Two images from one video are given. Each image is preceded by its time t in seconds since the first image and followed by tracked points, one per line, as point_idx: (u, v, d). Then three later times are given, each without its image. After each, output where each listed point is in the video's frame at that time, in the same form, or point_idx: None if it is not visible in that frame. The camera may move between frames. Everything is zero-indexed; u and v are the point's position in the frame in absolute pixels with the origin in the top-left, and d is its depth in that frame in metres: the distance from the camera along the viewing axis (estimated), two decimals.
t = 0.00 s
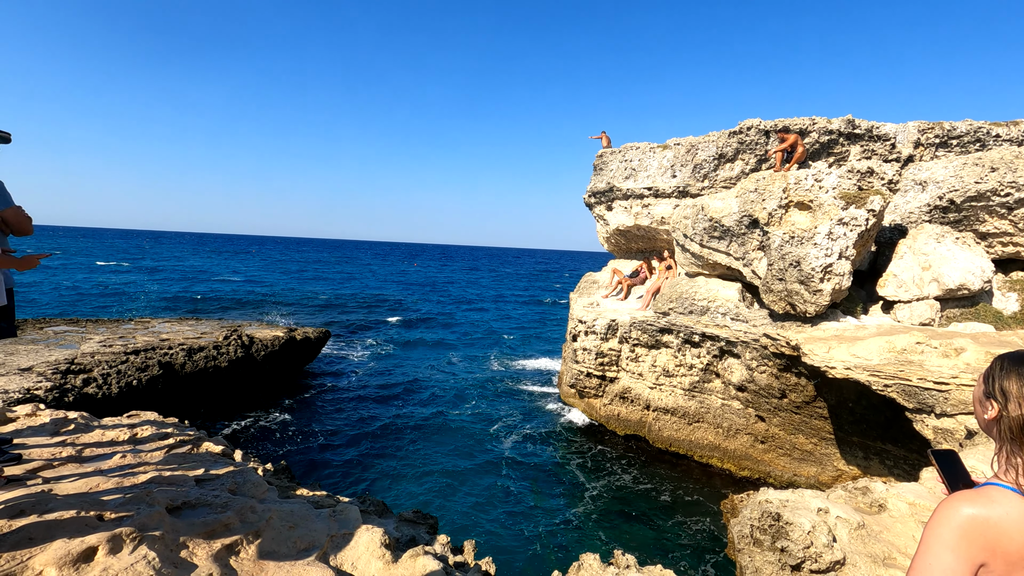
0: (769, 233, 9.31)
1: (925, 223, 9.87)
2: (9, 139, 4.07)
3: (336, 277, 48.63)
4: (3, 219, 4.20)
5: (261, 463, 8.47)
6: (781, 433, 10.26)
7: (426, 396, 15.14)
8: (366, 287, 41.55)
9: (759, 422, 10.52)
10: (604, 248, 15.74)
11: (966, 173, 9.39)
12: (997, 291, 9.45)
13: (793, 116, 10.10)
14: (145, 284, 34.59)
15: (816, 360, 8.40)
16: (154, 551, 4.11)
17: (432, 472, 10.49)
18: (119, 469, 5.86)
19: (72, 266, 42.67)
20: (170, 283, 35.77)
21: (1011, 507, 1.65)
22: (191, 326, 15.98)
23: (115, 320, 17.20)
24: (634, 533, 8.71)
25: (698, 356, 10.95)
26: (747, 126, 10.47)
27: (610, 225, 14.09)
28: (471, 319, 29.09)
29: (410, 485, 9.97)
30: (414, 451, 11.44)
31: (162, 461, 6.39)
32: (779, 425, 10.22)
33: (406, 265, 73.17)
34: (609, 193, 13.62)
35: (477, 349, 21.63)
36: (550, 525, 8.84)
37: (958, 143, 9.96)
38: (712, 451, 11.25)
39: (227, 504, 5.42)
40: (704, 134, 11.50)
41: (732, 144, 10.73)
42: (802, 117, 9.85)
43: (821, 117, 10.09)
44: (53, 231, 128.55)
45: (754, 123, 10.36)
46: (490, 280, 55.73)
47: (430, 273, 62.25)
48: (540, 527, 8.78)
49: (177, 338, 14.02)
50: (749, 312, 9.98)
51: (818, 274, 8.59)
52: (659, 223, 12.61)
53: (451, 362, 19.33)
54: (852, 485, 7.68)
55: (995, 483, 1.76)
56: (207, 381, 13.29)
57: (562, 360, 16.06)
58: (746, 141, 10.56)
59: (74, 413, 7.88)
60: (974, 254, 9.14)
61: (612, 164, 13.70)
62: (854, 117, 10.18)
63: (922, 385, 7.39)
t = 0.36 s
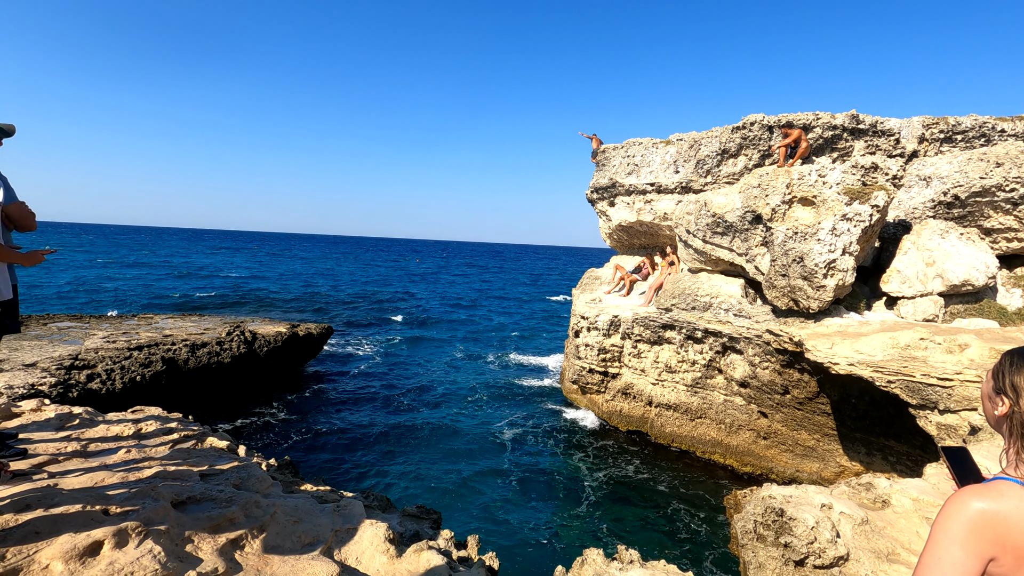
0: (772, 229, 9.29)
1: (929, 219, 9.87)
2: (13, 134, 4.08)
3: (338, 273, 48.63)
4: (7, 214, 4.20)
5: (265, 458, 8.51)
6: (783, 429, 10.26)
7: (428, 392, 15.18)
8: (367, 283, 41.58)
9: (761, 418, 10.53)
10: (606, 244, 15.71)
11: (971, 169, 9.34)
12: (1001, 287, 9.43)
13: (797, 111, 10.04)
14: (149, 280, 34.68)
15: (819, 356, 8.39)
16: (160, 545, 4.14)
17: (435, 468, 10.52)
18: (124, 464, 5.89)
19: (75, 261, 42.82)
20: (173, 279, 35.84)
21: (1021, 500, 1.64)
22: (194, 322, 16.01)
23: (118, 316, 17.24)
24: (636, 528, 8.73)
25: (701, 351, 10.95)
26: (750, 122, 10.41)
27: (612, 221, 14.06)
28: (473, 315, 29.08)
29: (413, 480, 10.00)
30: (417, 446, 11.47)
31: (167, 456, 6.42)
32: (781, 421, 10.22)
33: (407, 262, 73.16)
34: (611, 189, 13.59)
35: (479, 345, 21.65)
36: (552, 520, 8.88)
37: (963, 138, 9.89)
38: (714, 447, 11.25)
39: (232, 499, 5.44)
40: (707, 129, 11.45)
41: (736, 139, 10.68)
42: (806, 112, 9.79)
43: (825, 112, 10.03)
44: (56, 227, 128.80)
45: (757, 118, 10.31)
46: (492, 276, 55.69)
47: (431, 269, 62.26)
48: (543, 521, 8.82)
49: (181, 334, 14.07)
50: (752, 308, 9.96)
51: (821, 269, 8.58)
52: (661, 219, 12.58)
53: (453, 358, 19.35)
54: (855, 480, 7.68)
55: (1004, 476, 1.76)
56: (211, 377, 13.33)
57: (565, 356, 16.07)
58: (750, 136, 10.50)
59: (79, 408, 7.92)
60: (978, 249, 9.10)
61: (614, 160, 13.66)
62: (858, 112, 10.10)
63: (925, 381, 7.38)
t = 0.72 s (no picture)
0: (775, 225, 9.24)
1: (933, 214, 9.81)
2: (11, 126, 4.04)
3: (339, 270, 48.60)
4: (7, 208, 4.17)
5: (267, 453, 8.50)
6: (786, 425, 10.24)
7: (430, 387, 15.16)
8: (369, 279, 41.54)
9: (763, 414, 10.51)
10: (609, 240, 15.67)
11: (976, 163, 9.27)
12: (1006, 283, 9.42)
13: (800, 106, 9.98)
14: (150, 276, 34.67)
15: (822, 352, 8.34)
16: (161, 540, 4.12)
17: (436, 463, 10.51)
18: (125, 459, 5.87)
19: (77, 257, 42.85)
20: (175, 275, 35.84)
21: None
22: (196, 317, 16.01)
23: (121, 312, 17.24)
24: (638, 524, 8.70)
25: (703, 347, 10.91)
26: (754, 116, 10.34)
27: (615, 217, 14.02)
28: (475, 311, 29.06)
29: (415, 475, 9.99)
30: (419, 442, 11.46)
31: (168, 450, 6.40)
32: (784, 417, 10.20)
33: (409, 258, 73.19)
34: (614, 184, 13.55)
35: (481, 341, 21.64)
36: (555, 515, 8.85)
37: (968, 133, 9.83)
38: (716, 443, 11.23)
39: (234, 494, 5.42)
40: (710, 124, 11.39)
41: (739, 134, 10.62)
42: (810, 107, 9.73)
43: (829, 107, 9.95)
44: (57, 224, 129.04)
45: (760, 113, 10.24)
46: (494, 272, 55.66)
47: (433, 266, 62.22)
48: (545, 517, 8.80)
49: (183, 329, 14.07)
50: (754, 304, 9.91)
51: (825, 265, 8.53)
52: (664, 215, 12.53)
53: (455, 354, 19.33)
54: (858, 476, 7.64)
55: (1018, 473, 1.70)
56: (213, 372, 13.32)
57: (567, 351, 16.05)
58: (753, 131, 10.44)
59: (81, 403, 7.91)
60: (983, 245, 9.04)
61: (617, 155, 13.60)
62: (862, 106, 10.03)
63: (929, 377, 7.35)
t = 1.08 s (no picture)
0: (777, 221, 9.21)
1: (937, 211, 9.73)
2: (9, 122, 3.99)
3: (340, 266, 48.56)
4: (6, 204, 4.13)
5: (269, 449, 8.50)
6: (787, 421, 10.23)
7: (431, 384, 15.15)
8: (370, 275, 41.51)
9: (765, 411, 10.51)
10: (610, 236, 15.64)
11: (980, 160, 9.23)
12: (1010, 279, 9.42)
13: (804, 102, 9.91)
14: (151, 272, 34.65)
15: (824, 349, 8.31)
16: (162, 537, 4.11)
17: (438, 459, 10.51)
18: (126, 455, 5.86)
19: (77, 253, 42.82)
20: (176, 271, 35.82)
21: None
22: (198, 313, 15.99)
23: (122, 308, 17.22)
24: (639, 520, 8.70)
25: (705, 344, 10.89)
26: (756, 112, 10.28)
27: (616, 213, 13.98)
28: (476, 307, 29.04)
29: (416, 471, 9.99)
30: (420, 438, 11.47)
31: (169, 447, 6.39)
32: (786, 414, 10.19)
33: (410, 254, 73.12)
34: (615, 180, 13.50)
35: (482, 337, 21.63)
36: (556, 512, 8.86)
37: (972, 129, 9.77)
38: (718, 439, 11.22)
39: (235, 490, 5.41)
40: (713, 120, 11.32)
41: (741, 130, 10.56)
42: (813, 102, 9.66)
43: (832, 102, 9.87)
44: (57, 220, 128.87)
45: (763, 109, 10.18)
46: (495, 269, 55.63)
47: (433, 262, 62.14)
48: (547, 513, 8.81)
49: (185, 325, 14.06)
50: (757, 300, 9.88)
51: (827, 261, 8.49)
52: (666, 211, 12.48)
53: (456, 350, 19.31)
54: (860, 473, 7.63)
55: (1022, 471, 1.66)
56: (214, 368, 13.31)
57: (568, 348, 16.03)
58: (756, 127, 10.38)
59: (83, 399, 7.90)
60: (986, 241, 9.01)
61: (618, 151, 13.55)
62: (866, 102, 9.97)
63: (931, 374, 7.33)
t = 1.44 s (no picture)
0: (780, 217, 9.18)
1: (939, 207, 9.69)
2: (10, 118, 3.97)
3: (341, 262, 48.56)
4: (6, 200, 4.11)
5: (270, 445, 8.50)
6: (788, 418, 10.23)
7: (432, 380, 15.15)
8: (370, 272, 41.50)
9: (766, 408, 10.51)
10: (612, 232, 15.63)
11: (983, 156, 9.20)
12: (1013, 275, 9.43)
13: (806, 97, 9.86)
14: (152, 268, 34.66)
15: (826, 345, 8.28)
16: (164, 533, 4.10)
17: (439, 455, 10.51)
18: (128, 451, 5.86)
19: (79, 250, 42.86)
20: (177, 268, 35.82)
21: None
22: (199, 309, 16.00)
23: (124, 304, 17.24)
24: (640, 517, 8.70)
25: (706, 340, 10.88)
26: (759, 108, 10.24)
27: (618, 209, 13.95)
28: (477, 304, 29.03)
29: (417, 468, 10.00)
30: (421, 434, 11.47)
31: (171, 443, 6.39)
32: (787, 410, 10.19)
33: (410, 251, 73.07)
34: (617, 177, 13.47)
35: (483, 334, 21.63)
36: (558, 508, 8.87)
37: (975, 125, 9.73)
38: (719, 436, 11.22)
39: (237, 486, 5.41)
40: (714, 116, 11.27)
41: (743, 126, 10.52)
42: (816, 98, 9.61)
43: (835, 98, 9.83)
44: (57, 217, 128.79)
45: (766, 105, 10.15)
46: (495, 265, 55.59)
47: (434, 259, 62.08)
48: (549, 509, 8.82)
49: (186, 322, 14.06)
50: (758, 297, 9.86)
51: (829, 258, 8.47)
52: (667, 208, 12.45)
53: (457, 346, 19.30)
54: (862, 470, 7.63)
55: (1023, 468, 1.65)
56: (216, 365, 13.32)
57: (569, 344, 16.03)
58: (758, 123, 10.34)
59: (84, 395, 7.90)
60: (989, 238, 9.00)
61: (620, 147, 13.51)
62: (868, 98, 9.93)
63: (934, 371, 7.32)
